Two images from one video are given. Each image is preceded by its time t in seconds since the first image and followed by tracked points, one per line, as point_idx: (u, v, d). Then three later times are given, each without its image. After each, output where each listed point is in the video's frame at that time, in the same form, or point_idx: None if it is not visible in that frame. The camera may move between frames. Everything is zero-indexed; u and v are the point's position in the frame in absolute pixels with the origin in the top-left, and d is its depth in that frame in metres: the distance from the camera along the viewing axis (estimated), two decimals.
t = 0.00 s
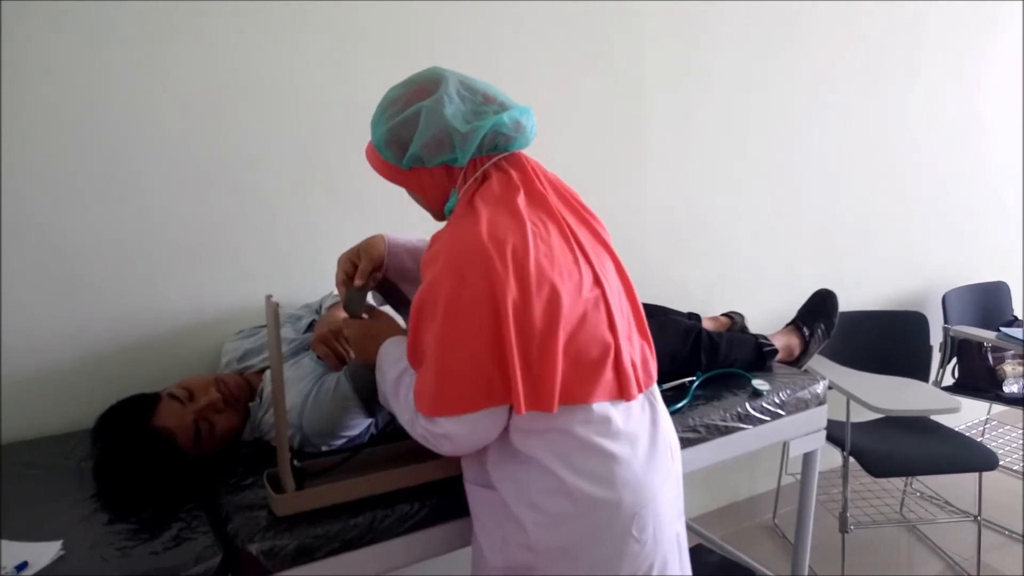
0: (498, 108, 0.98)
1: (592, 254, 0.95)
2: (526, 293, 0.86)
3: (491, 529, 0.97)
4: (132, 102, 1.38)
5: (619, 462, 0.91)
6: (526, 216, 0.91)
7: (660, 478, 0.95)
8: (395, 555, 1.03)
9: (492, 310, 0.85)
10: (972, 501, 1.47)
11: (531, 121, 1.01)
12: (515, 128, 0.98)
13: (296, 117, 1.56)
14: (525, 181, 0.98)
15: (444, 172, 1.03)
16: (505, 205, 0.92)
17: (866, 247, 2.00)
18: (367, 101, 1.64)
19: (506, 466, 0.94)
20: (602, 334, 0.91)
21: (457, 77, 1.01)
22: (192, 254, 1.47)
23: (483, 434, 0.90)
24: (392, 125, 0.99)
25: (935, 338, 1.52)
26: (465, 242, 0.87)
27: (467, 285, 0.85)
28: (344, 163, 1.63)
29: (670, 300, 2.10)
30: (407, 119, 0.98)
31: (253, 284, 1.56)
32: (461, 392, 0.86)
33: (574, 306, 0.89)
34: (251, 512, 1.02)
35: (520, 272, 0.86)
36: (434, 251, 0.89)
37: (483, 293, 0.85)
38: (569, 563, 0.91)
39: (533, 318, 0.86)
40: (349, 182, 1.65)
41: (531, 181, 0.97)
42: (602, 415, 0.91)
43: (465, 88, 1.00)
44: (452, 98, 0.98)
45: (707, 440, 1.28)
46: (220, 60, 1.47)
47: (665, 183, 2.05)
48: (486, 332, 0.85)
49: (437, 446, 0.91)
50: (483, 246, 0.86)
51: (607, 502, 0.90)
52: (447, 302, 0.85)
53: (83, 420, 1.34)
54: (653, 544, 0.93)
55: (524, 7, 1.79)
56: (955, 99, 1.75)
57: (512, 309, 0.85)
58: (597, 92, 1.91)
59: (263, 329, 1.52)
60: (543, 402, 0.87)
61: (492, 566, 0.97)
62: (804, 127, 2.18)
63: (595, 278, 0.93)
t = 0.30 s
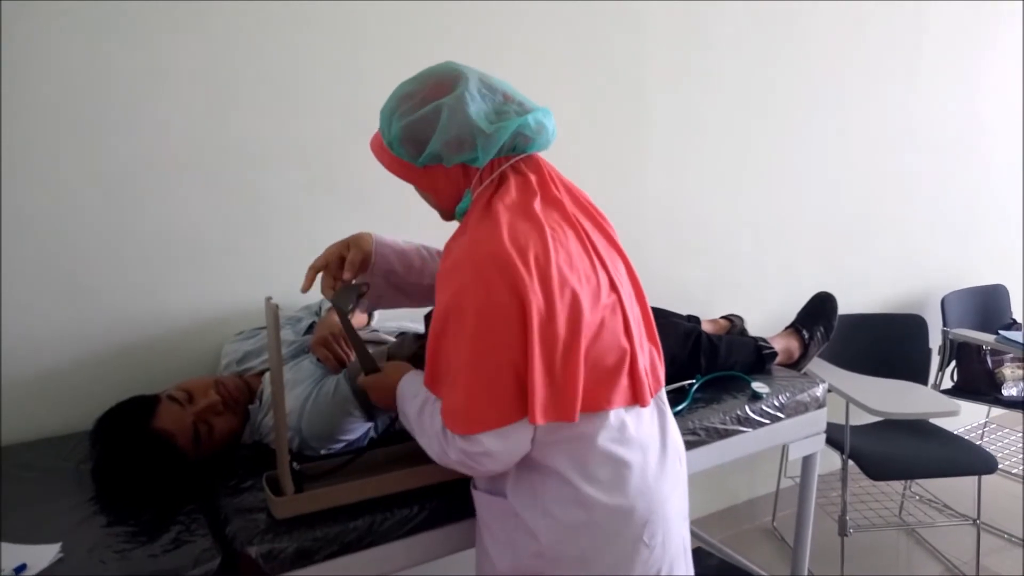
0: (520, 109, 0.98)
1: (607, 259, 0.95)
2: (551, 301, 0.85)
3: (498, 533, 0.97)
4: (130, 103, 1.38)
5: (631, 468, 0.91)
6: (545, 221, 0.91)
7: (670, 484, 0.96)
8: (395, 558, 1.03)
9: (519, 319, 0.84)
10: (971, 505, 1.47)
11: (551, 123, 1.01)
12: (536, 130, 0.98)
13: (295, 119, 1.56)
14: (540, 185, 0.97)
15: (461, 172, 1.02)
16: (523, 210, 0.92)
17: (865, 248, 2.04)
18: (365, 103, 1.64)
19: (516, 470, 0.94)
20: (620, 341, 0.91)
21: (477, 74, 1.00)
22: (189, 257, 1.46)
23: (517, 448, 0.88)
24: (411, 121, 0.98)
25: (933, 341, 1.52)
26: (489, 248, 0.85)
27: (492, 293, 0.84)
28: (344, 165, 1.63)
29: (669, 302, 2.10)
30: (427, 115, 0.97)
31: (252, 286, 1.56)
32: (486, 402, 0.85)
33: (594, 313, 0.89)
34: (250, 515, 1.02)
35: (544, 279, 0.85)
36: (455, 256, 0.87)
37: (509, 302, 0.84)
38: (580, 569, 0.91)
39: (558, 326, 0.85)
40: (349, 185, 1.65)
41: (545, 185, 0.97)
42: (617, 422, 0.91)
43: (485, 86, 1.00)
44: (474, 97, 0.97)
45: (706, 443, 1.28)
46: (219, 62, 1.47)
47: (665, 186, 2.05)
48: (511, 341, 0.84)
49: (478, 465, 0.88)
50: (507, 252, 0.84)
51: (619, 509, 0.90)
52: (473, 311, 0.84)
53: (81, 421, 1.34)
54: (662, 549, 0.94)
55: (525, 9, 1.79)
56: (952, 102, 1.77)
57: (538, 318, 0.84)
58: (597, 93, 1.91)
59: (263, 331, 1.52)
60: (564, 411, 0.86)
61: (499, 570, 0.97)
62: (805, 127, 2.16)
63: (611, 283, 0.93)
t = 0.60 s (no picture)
0: (529, 112, 0.98)
1: (614, 263, 0.95)
2: (561, 306, 0.85)
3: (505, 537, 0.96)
4: (130, 105, 1.38)
5: (642, 471, 0.92)
6: (555, 225, 0.91)
7: (677, 485, 0.96)
8: (397, 560, 1.03)
9: (529, 324, 0.84)
10: (971, 505, 1.47)
11: (559, 125, 1.02)
12: (547, 134, 0.99)
13: (296, 122, 1.56)
14: (548, 188, 0.98)
15: (470, 178, 1.02)
16: (533, 214, 0.92)
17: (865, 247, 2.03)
18: (365, 104, 1.64)
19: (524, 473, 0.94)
20: (628, 346, 0.91)
21: (480, 78, 0.99)
22: (190, 259, 1.47)
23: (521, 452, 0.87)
24: (419, 129, 0.97)
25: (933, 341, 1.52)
26: (500, 253, 0.85)
27: (503, 298, 0.84)
28: (345, 167, 1.63)
29: (670, 303, 2.10)
30: (436, 123, 0.96)
31: (252, 289, 1.56)
32: (496, 407, 0.85)
33: (603, 318, 0.89)
34: (252, 518, 1.02)
35: (554, 284, 0.86)
36: (465, 260, 0.87)
37: (518, 307, 0.84)
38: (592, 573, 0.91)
39: (568, 331, 0.85)
40: (350, 187, 1.65)
41: (553, 189, 0.98)
42: (627, 427, 0.92)
43: (491, 90, 0.99)
44: (483, 102, 0.97)
45: (708, 445, 1.28)
46: (219, 65, 1.47)
47: (667, 187, 2.05)
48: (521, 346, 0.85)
49: (478, 469, 0.87)
50: (519, 257, 0.85)
51: (630, 512, 0.90)
52: (483, 316, 0.84)
53: (82, 425, 1.34)
54: (671, 550, 0.95)
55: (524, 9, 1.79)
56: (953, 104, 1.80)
57: (547, 323, 0.84)
58: (598, 94, 1.92)
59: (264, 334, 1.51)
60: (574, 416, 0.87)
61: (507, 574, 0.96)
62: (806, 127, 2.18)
63: (619, 288, 0.93)
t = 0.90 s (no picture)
0: (522, 111, 0.98)
1: (606, 261, 0.95)
2: (542, 296, 0.86)
3: (501, 537, 0.96)
4: (129, 106, 1.38)
5: (638, 471, 0.91)
6: (544, 220, 0.91)
7: (673, 486, 0.96)
8: (394, 559, 1.03)
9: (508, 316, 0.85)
10: (968, 504, 1.47)
11: (552, 124, 1.02)
12: (541, 132, 0.99)
13: (292, 122, 1.56)
14: (542, 186, 0.98)
15: (465, 177, 1.02)
16: (521, 208, 0.92)
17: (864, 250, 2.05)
18: (364, 105, 1.64)
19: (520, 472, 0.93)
20: (615, 341, 0.90)
21: (474, 78, 0.99)
22: (188, 259, 1.47)
23: (459, 443, 0.90)
24: (414, 130, 0.97)
25: (932, 342, 1.50)
26: (483, 242, 0.86)
27: (484, 286, 0.85)
28: (342, 167, 1.63)
29: (668, 304, 2.10)
30: (430, 123, 0.96)
31: (250, 289, 1.55)
32: (474, 396, 0.85)
33: (589, 312, 0.89)
34: (248, 517, 1.02)
35: (537, 275, 0.86)
36: (448, 250, 0.89)
37: (497, 298, 0.85)
38: (587, 572, 0.91)
39: (548, 322, 0.86)
40: (347, 187, 1.64)
41: (547, 189, 0.98)
42: (618, 424, 0.91)
43: (484, 90, 0.99)
44: (478, 102, 0.96)
45: (705, 444, 1.28)
46: (217, 65, 1.46)
47: (665, 188, 2.05)
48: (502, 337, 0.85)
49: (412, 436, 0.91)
50: (501, 247, 0.85)
51: (627, 512, 0.90)
52: (464, 305, 0.85)
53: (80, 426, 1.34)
54: (667, 551, 0.94)
55: (524, 11, 1.79)
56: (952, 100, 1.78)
57: (525, 315, 0.85)
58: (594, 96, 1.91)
59: (261, 333, 1.51)
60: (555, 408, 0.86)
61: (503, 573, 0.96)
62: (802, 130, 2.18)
63: (609, 284, 0.93)
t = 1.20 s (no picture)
0: (502, 113, 0.99)
1: (585, 256, 0.95)
2: (513, 287, 0.86)
3: (484, 534, 0.96)
4: (125, 107, 1.38)
5: (618, 467, 0.91)
6: (520, 215, 0.92)
7: (656, 482, 0.96)
8: (389, 562, 1.03)
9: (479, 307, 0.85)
10: (963, 503, 1.47)
11: (531, 126, 1.02)
12: (518, 132, 0.99)
13: (288, 123, 1.55)
14: (524, 184, 0.98)
15: (447, 175, 1.03)
16: (499, 204, 0.93)
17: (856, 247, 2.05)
18: (360, 108, 1.64)
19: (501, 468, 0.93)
20: (591, 334, 0.90)
21: (457, 83, 1.01)
22: (184, 260, 1.47)
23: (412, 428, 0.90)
24: (396, 130, 0.98)
25: (925, 342, 1.52)
26: (455, 234, 0.88)
27: (454, 276, 0.86)
28: (337, 169, 1.63)
29: (664, 304, 2.10)
30: (412, 123, 0.97)
31: (246, 291, 1.55)
32: (445, 386, 0.86)
33: (564, 304, 0.89)
34: (242, 520, 1.02)
35: (509, 266, 0.87)
36: (424, 244, 0.90)
37: (469, 290, 0.85)
38: (565, 568, 0.91)
39: (519, 312, 0.86)
40: (342, 188, 1.64)
41: (529, 187, 0.97)
42: (595, 418, 0.91)
43: (466, 95, 1.00)
44: (457, 104, 0.98)
45: (700, 445, 1.29)
46: (213, 66, 1.46)
47: (660, 188, 2.06)
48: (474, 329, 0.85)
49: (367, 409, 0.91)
50: (472, 238, 0.87)
51: (607, 507, 0.90)
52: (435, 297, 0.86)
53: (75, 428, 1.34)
54: (650, 548, 0.94)
55: (521, 11, 1.80)
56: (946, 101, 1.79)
57: (494, 303, 0.86)
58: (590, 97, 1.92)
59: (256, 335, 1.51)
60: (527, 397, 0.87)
61: (486, 570, 0.97)
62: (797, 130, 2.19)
63: (587, 278, 0.93)
